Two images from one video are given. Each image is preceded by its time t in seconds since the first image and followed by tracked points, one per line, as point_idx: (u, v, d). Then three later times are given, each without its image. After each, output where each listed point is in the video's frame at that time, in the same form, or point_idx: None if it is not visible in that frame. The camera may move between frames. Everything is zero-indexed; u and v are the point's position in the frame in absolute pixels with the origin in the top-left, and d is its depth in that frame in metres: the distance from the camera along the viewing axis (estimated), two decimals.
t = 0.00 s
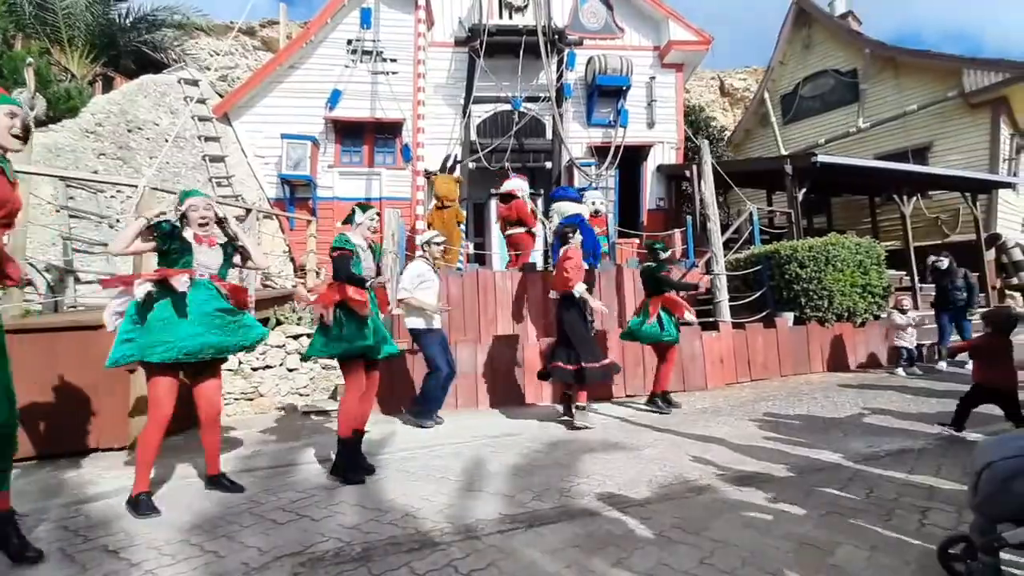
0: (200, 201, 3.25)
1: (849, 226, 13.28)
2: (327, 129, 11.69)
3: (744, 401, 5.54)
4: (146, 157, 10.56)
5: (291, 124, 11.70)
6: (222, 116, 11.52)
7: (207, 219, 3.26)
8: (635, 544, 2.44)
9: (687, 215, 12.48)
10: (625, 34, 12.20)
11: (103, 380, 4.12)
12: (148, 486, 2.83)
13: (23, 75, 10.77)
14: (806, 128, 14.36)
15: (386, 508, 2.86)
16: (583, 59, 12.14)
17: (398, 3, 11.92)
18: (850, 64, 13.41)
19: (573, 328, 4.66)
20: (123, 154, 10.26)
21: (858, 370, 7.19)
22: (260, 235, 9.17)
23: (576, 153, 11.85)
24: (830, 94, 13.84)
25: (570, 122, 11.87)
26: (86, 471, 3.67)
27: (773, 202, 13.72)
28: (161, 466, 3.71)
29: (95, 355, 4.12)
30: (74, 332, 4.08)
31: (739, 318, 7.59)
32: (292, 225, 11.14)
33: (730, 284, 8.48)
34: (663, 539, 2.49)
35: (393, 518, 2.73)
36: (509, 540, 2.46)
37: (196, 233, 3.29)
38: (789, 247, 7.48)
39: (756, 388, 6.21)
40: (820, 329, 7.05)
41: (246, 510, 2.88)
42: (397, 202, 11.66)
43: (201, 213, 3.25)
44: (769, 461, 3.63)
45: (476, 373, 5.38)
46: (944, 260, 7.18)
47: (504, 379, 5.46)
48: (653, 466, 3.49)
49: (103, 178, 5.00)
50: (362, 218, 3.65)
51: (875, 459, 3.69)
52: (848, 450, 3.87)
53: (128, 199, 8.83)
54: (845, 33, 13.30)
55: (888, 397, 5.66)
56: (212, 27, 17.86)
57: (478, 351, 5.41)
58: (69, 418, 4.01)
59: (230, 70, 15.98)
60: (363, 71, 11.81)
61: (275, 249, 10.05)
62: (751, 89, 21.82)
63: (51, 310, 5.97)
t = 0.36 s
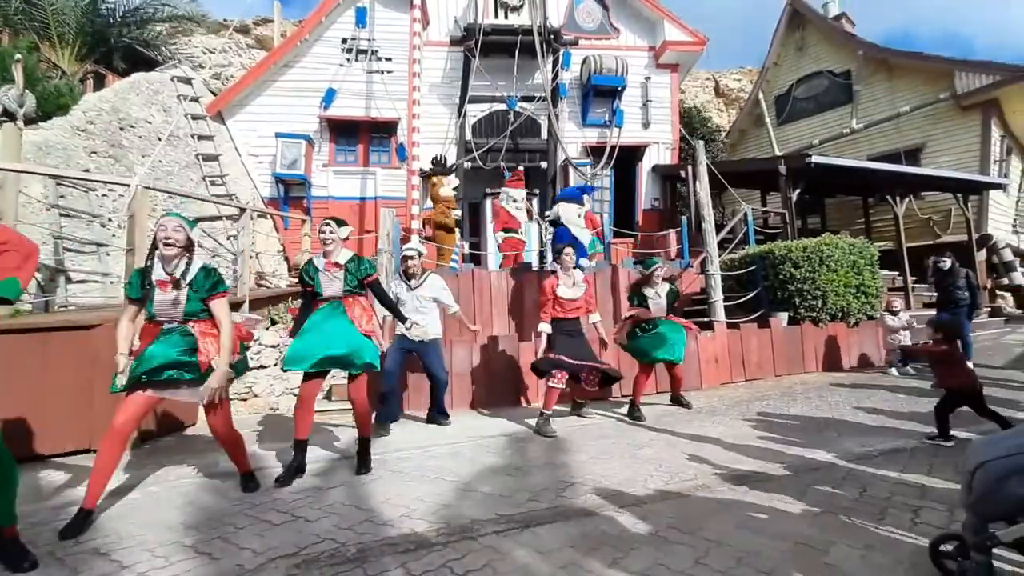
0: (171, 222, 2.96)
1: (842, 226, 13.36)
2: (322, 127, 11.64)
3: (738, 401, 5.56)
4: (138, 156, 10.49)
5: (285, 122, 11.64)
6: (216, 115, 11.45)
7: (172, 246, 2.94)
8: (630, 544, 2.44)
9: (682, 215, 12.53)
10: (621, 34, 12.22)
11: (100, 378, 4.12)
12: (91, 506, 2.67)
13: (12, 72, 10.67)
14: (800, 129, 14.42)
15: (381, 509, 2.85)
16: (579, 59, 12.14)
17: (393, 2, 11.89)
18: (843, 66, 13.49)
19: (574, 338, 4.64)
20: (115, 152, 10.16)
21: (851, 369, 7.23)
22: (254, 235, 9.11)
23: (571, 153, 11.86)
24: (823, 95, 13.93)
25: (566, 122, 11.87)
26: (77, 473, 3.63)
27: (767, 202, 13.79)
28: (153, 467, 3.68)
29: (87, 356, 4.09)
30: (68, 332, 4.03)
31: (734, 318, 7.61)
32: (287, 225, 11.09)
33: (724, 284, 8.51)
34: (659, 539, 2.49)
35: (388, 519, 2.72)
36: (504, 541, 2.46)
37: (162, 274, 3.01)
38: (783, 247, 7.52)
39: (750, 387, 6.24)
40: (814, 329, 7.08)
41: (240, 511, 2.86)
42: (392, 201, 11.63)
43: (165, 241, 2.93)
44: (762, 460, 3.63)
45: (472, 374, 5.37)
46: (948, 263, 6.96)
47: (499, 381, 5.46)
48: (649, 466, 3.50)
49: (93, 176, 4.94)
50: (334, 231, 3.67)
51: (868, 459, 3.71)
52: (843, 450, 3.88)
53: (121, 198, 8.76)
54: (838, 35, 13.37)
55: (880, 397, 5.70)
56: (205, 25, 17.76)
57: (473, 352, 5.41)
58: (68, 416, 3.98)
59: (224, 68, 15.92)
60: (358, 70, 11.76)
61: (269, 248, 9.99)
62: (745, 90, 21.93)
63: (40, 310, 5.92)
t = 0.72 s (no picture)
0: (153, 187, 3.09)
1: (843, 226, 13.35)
2: (323, 127, 11.65)
3: (740, 402, 5.56)
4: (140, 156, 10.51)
5: (287, 122, 11.64)
6: (218, 115, 11.46)
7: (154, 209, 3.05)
8: (634, 545, 2.44)
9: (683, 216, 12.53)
10: (623, 34, 12.22)
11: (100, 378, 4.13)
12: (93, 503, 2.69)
13: (13, 72, 10.68)
14: (802, 129, 14.41)
15: (386, 509, 2.86)
16: (580, 59, 12.14)
17: (395, 3, 11.89)
18: (845, 66, 13.49)
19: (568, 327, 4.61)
20: (117, 152, 10.16)
21: (854, 370, 7.23)
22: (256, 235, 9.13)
23: (573, 153, 11.86)
24: (825, 96, 13.92)
25: (567, 122, 11.87)
26: (80, 473, 3.64)
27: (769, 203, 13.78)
28: (156, 467, 3.69)
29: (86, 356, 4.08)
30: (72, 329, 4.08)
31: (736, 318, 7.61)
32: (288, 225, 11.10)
33: (726, 285, 8.50)
34: (663, 540, 2.49)
35: (393, 519, 2.73)
36: (508, 541, 2.47)
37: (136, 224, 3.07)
38: (787, 248, 7.51)
39: (753, 388, 6.24)
40: (817, 330, 7.08)
41: (245, 511, 2.87)
42: (393, 201, 11.64)
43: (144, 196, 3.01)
44: (765, 461, 3.64)
45: (473, 373, 5.41)
46: (951, 262, 6.97)
47: (500, 380, 5.47)
48: (652, 466, 3.51)
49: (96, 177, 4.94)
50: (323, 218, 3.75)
51: (871, 459, 3.71)
52: (847, 451, 3.88)
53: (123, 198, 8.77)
54: (840, 35, 13.37)
55: (882, 397, 5.70)
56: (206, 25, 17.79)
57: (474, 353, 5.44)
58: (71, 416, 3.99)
59: (225, 68, 15.96)
60: (360, 70, 11.77)
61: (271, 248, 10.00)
62: (746, 90, 21.92)
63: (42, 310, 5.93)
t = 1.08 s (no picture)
0: (235, 208, 3.27)
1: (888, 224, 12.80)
2: (357, 131, 11.91)
3: (779, 405, 5.41)
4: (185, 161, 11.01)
5: (322, 126, 11.93)
6: (257, 121, 11.82)
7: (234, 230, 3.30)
8: (672, 547, 2.42)
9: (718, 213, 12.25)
10: (655, 30, 12.06)
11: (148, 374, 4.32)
12: (151, 490, 2.84)
13: (69, 84, 11.30)
14: (842, 123, 13.90)
15: (423, 506, 2.91)
16: (611, 56, 12.04)
17: (426, 7, 12.03)
18: (888, 58, 12.95)
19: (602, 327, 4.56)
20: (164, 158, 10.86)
21: (900, 372, 6.94)
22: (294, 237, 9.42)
23: (604, 152, 11.76)
24: (867, 89, 13.39)
25: (598, 121, 11.78)
26: (134, 464, 3.83)
27: (809, 200, 13.33)
28: (204, 461, 3.85)
29: (138, 353, 4.30)
30: (109, 330, 4.22)
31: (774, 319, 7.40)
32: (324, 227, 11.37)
33: (764, 285, 8.27)
34: (702, 543, 2.46)
35: (431, 515, 2.78)
36: (544, 540, 2.48)
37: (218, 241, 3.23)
38: (827, 246, 7.26)
39: (793, 391, 6.06)
40: (860, 331, 6.83)
41: (288, 504, 2.97)
42: (425, 202, 11.79)
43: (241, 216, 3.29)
44: (806, 466, 3.54)
45: (506, 373, 5.43)
46: (1005, 261, 6.64)
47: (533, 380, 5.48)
48: (689, 469, 3.46)
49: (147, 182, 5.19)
50: (364, 227, 3.91)
51: (919, 465, 3.56)
52: (894, 457, 3.74)
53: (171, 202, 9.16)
54: (882, 25, 12.85)
55: (931, 402, 5.46)
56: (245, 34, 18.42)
57: (506, 352, 5.46)
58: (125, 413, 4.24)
59: (263, 75, 16.52)
60: (392, 74, 11.98)
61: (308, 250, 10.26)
62: (784, 84, 21.28)
63: (97, 308, 6.25)
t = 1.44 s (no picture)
0: (330, 240, 3.69)
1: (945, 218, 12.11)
2: (394, 135, 12.15)
3: (826, 409, 5.21)
4: (233, 169, 11.53)
5: (360, 132, 12.24)
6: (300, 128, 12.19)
7: (329, 259, 3.79)
8: (713, 553, 2.37)
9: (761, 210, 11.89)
10: (692, 24, 11.80)
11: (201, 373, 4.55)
12: (216, 483, 2.98)
13: (128, 98, 11.97)
14: (893, 114, 13.24)
15: (461, 504, 2.96)
16: (647, 53, 11.86)
17: (460, 10, 12.16)
18: (943, 43, 12.25)
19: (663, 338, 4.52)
20: (214, 166, 11.38)
21: (959, 376, 6.57)
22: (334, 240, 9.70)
23: (640, 150, 11.59)
24: (920, 77, 12.70)
25: (633, 119, 11.64)
26: (189, 458, 4.05)
27: (858, 195, 12.77)
28: (253, 456, 4.02)
29: (194, 352, 4.55)
30: (168, 330, 4.51)
31: (821, 320, 7.12)
32: (363, 229, 11.66)
33: (810, 284, 7.96)
34: (745, 549, 2.40)
35: (469, 513, 2.82)
36: (581, 541, 2.48)
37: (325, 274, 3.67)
38: (878, 244, 6.93)
39: (841, 395, 5.82)
40: (914, 332, 6.50)
41: (332, 499, 3.08)
42: (461, 204, 11.92)
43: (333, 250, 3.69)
44: (856, 472, 3.40)
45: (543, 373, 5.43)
46: None
47: (568, 381, 5.48)
48: (730, 474, 3.37)
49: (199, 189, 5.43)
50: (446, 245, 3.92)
51: (980, 473, 3.37)
52: (952, 464, 3.55)
53: (220, 208, 9.59)
54: (936, 9, 12.18)
55: (994, 407, 5.14)
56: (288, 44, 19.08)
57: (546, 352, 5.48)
58: (179, 410, 4.47)
59: (304, 83, 17.08)
60: (428, 78, 12.16)
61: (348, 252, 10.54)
62: (830, 74, 20.44)
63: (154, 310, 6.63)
